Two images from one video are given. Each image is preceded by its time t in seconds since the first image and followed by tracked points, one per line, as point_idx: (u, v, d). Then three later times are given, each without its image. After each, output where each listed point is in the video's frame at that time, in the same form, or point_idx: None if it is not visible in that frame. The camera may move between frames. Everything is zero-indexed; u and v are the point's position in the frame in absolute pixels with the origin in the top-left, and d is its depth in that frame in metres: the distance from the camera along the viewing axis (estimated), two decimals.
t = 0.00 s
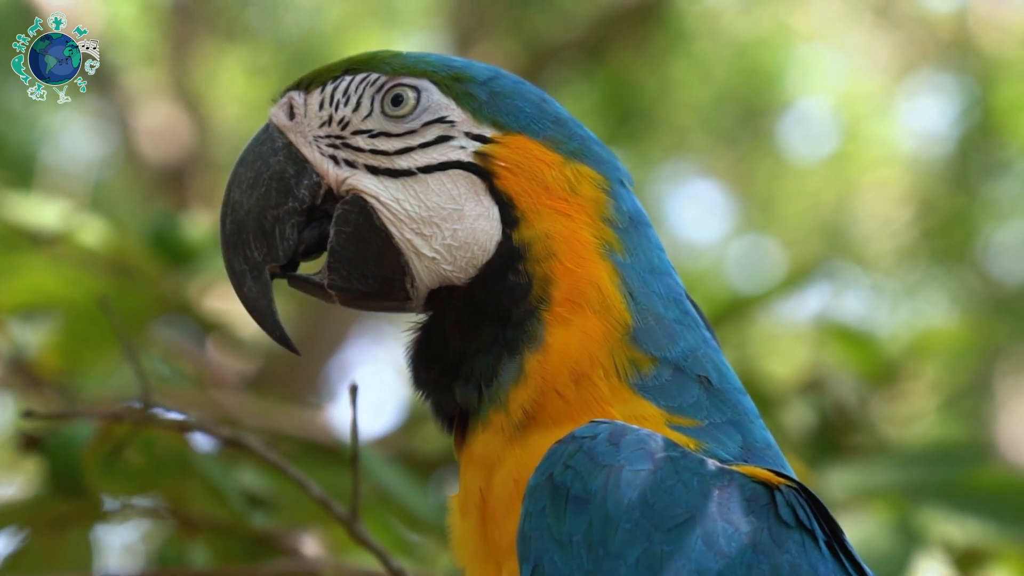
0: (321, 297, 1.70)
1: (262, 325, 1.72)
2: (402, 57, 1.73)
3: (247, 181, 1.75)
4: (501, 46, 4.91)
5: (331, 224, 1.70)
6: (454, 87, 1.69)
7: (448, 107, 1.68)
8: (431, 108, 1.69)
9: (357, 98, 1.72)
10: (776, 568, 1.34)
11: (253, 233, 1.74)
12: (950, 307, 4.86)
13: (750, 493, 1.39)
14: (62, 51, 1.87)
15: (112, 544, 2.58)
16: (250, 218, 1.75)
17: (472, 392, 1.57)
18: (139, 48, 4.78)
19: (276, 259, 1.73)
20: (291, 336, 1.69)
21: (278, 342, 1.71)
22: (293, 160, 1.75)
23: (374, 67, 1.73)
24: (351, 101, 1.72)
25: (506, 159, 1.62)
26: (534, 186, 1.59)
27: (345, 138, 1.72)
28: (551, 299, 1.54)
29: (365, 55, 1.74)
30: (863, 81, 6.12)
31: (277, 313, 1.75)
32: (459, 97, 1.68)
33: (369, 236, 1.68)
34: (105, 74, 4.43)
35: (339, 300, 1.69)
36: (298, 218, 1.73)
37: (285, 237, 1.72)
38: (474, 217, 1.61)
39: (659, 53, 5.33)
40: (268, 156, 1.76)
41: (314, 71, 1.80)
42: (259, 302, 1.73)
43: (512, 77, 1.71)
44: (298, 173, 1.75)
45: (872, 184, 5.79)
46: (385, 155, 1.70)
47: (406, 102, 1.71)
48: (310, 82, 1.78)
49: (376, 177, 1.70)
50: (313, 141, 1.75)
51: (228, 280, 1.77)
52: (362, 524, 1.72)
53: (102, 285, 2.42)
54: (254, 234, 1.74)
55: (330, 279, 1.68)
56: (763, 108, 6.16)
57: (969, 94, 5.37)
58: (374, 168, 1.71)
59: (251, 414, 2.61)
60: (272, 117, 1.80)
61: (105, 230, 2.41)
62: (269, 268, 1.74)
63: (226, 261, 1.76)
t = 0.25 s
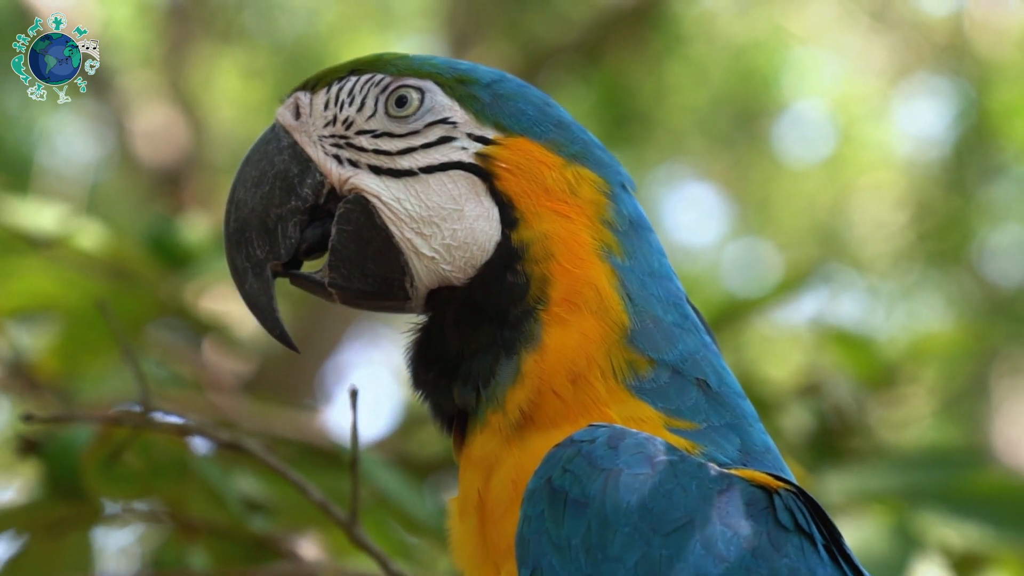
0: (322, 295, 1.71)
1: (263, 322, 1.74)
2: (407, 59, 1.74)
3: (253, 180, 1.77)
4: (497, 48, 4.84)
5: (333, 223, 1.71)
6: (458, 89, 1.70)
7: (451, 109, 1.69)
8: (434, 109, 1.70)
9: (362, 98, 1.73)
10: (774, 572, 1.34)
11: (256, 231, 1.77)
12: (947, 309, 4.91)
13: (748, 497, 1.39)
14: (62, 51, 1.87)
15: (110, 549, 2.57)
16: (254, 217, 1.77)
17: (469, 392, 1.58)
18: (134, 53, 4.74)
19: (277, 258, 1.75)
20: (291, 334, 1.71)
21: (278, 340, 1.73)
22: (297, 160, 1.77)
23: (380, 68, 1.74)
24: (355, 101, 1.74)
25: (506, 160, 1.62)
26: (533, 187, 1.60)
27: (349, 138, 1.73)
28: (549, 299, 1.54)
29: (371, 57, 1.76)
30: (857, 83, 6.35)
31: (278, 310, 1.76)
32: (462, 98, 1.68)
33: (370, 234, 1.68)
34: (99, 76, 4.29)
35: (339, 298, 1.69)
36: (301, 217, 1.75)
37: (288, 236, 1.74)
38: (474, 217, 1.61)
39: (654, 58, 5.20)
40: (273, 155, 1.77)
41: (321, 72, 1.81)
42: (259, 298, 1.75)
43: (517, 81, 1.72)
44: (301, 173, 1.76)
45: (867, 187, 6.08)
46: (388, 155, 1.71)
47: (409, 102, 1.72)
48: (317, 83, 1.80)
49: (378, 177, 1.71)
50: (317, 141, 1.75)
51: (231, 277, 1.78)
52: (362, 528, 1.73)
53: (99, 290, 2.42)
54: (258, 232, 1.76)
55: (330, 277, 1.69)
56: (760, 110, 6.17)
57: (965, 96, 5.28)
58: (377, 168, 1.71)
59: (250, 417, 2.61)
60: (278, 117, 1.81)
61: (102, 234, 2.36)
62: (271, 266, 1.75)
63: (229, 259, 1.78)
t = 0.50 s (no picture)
0: (323, 294, 1.72)
1: (264, 320, 1.74)
2: (412, 60, 1.75)
3: (256, 179, 1.77)
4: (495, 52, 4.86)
5: (334, 222, 1.71)
6: (461, 90, 1.70)
7: (454, 110, 1.69)
8: (437, 109, 1.70)
9: (366, 98, 1.74)
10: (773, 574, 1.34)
11: (259, 230, 1.76)
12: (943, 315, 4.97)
13: (747, 498, 1.39)
14: (62, 51, 1.87)
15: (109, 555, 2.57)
16: (256, 216, 1.76)
17: (469, 392, 1.58)
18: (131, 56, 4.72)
19: (280, 257, 1.75)
20: (291, 332, 1.72)
21: (279, 338, 1.74)
22: (301, 159, 1.77)
23: (384, 69, 1.74)
24: (359, 102, 1.74)
25: (508, 161, 1.63)
26: (534, 188, 1.60)
27: (352, 138, 1.74)
28: (548, 299, 1.55)
29: (376, 58, 1.76)
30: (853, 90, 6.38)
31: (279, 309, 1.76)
32: (465, 100, 1.69)
33: (372, 234, 1.69)
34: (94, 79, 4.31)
35: (340, 297, 1.70)
36: (303, 216, 1.75)
37: (290, 234, 1.74)
38: (475, 217, 1.62)
39: (651, 63, 5.15)
40: (277, 154, 1.77)
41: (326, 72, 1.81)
42: (261, 297, 1.75)
43: (520, 83, 1.73)
44: (305, 172, 1.76)
45: (861, 191, 6.16)
46: (390, 156, 1.72)
47: (413, 103, 1.72)
48: (321, 83, 1.80)
49: (381, 177, 1.71)
50: (321, 140, 1.76)
51: (233, 275, 1.78)
52: (361, 530, 1.73)
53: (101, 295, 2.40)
54: (260, 230, 1.76)
55: (332, 276, 1.69)
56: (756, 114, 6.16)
57: (961, 100, 5.37)
58: (379, 168, 1.72)
59: (248, 420, 2.62)
60: (283, 117, 1.82)
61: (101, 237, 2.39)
62: (273, 265, 1.75)
63: (231, 257, 1.78)
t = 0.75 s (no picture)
0: (324, 293, 1.73)
1: (265, 318, 1.75)
2: (417, 60, 1.76)
3: (260, 177, 1.77)
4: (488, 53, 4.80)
5: (337, 222, 1.72)
6: (465, 91, 1.71)
7: (458, 110, 1.70)
8: (441, 110, 1.71)
9: (370, 98, 1.75)
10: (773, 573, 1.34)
11: (262, 228, 1.76)
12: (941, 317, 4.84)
13: (747, 498, 1.39)
14: (62, 51, 1.88)
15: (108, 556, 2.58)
16: (259, 214, 1.76)
17: (470, 393, 1.59)
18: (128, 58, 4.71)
19: (282, 254, 1.75)
20: (292, 331, 1.72)
21: (280, 336, 1.75)
22: (305, 158, 1.77)
23: (389, 69, 1.75)
24: (364, 101, 1.75)
25: (510, 162, 1.63)
26: (536, 189, 1.61)
27: (356, 138, 1.74)
28: (548, 299, 1.55)
29: (382, 59, 1.77)
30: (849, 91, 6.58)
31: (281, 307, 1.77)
32: (469, 101, 1.70)
33: (374, 233, 1.69)
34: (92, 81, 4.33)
35: (342, 297, 1.71)
36: (307, 215, 1.75)
37: (292, 233, 1.74)
38: (477, 218, 1.62)
39: (649, 65, 5.14)
40: (281, 153, 1.78)
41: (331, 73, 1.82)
42: (263, 295, 1.76)
43: (525, 85, 1.73)
44: (309, 171, 1.76)
45: (858, 194, 6.19)
46: (394, 155, 1.73)
47: (417, 103, 1.73)
48: (327, 82, 1.81)
49: (384, 176, 1.72)
50: (325, 140, 1.77)
51: (235, 272, 1.79)
52: (360, 531, 1.73)
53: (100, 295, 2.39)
54: (263, 228, 1.76)
55: (334, 275, 1.70)
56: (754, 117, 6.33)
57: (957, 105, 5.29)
58: (382, 168, 1.72)
59: (246, 422, 2.62)
60: (289, 116, 1.82)
61: (100, 238, 2.43)
62: (275, 262, 1.76)
63: (234, 254, 1.78)
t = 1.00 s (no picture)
0: (326, 295, 1.74)
1: (265, 318, 1.75)
2: (420, 61, 1.77)
3: (263, 177, 1.79)
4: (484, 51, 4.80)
5: (339, 223, 1.73)
6: (468, 92, 1.72)
7: (460, 112, 1.71)
8: (443, 111, 1.72)
9: (373, 99, 1.76)
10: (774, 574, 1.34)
11: (264, 228, 1.78)
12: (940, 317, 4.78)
13: (748, 498, 1.39)
14: (62, 51, 1.88)
15: (106, 558, 2.58)
16: (262, 214, 1.78)
17: (472, 394, 1.59)
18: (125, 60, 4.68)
19: (284, 254, 1.76)
20: (292, 330, 1.72)
21: (281, 336, 1.75)
22: (308, 158, 1.79)
23: (393, 70, 1.77)
24: (367, 102, 1.76)
25: (512, 163, 1.64)
26: (537, 190, 1.61)
27: (359, 138, 1.76)
28: (549, 300, 1.55)
29: (385, 60, 1.79)
30: (846, 92, 6.44)
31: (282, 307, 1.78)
32: (472, 102, 1.71)
33: (375, 235, 1.70)
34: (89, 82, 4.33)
35: (343, 298, 1.72)
36: (308, 215, 1.76)
37: (294, 233, 1.76)
38: (478, 219, 1.63)
39: (645, 66, 5.18)
40: (284, 153, 1.80)
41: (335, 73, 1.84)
42: (264, 294, 1.77)
43: (528, 87, 1.74)
44: (311, 171, 1.78)
45: (854, 196, 6.02)
46: (396, 156, 1.73)
47: (419, 104, 1.74)
48: (330, 83, 1.82)
49: (386, 177, 1.73)
50: (328, 140, 1.78)
51: (237, 272, 1.80)
52: (360, 532, 1.73)
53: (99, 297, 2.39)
54: (265, 228, 1.77)
55: (335, 277, 1.72)
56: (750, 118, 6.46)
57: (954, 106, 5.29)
58: (385, 169, 1.73)
59: (244, 423, 2.61)
60: (292, 117, 1.84)
61: (99, 240, 2.44)
62: (277, 262, 1.77)
63: (236, 254, 1.80)
